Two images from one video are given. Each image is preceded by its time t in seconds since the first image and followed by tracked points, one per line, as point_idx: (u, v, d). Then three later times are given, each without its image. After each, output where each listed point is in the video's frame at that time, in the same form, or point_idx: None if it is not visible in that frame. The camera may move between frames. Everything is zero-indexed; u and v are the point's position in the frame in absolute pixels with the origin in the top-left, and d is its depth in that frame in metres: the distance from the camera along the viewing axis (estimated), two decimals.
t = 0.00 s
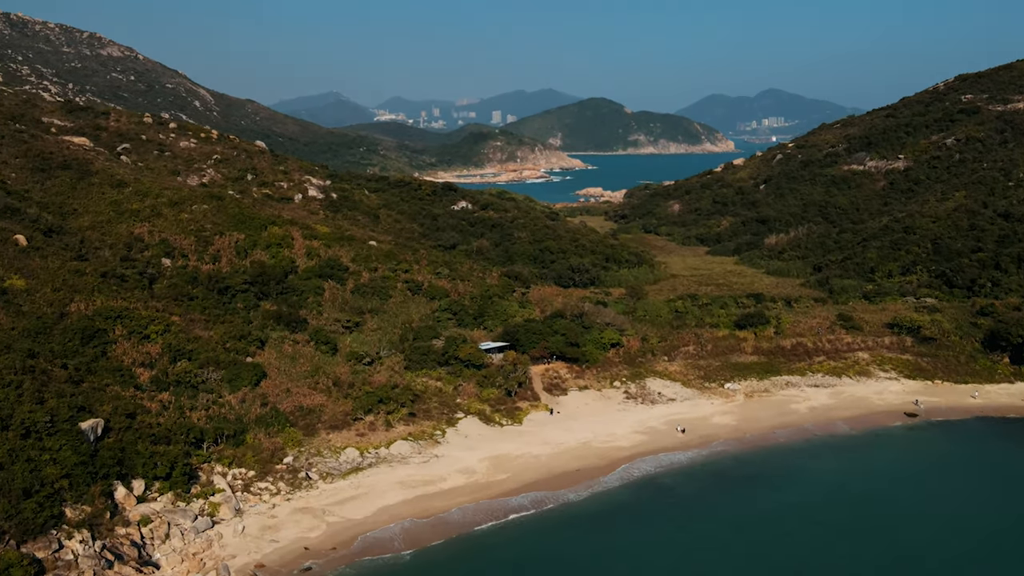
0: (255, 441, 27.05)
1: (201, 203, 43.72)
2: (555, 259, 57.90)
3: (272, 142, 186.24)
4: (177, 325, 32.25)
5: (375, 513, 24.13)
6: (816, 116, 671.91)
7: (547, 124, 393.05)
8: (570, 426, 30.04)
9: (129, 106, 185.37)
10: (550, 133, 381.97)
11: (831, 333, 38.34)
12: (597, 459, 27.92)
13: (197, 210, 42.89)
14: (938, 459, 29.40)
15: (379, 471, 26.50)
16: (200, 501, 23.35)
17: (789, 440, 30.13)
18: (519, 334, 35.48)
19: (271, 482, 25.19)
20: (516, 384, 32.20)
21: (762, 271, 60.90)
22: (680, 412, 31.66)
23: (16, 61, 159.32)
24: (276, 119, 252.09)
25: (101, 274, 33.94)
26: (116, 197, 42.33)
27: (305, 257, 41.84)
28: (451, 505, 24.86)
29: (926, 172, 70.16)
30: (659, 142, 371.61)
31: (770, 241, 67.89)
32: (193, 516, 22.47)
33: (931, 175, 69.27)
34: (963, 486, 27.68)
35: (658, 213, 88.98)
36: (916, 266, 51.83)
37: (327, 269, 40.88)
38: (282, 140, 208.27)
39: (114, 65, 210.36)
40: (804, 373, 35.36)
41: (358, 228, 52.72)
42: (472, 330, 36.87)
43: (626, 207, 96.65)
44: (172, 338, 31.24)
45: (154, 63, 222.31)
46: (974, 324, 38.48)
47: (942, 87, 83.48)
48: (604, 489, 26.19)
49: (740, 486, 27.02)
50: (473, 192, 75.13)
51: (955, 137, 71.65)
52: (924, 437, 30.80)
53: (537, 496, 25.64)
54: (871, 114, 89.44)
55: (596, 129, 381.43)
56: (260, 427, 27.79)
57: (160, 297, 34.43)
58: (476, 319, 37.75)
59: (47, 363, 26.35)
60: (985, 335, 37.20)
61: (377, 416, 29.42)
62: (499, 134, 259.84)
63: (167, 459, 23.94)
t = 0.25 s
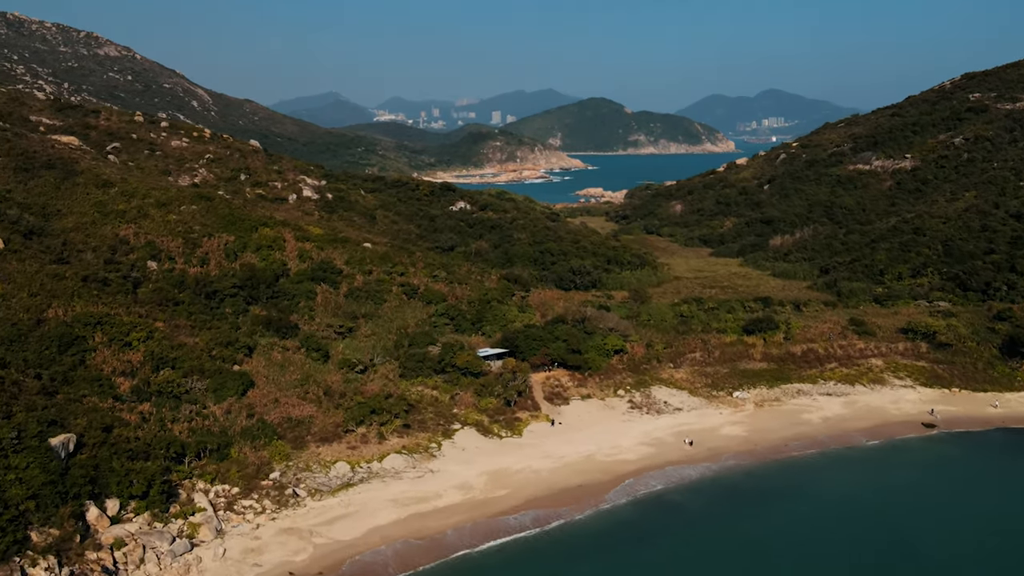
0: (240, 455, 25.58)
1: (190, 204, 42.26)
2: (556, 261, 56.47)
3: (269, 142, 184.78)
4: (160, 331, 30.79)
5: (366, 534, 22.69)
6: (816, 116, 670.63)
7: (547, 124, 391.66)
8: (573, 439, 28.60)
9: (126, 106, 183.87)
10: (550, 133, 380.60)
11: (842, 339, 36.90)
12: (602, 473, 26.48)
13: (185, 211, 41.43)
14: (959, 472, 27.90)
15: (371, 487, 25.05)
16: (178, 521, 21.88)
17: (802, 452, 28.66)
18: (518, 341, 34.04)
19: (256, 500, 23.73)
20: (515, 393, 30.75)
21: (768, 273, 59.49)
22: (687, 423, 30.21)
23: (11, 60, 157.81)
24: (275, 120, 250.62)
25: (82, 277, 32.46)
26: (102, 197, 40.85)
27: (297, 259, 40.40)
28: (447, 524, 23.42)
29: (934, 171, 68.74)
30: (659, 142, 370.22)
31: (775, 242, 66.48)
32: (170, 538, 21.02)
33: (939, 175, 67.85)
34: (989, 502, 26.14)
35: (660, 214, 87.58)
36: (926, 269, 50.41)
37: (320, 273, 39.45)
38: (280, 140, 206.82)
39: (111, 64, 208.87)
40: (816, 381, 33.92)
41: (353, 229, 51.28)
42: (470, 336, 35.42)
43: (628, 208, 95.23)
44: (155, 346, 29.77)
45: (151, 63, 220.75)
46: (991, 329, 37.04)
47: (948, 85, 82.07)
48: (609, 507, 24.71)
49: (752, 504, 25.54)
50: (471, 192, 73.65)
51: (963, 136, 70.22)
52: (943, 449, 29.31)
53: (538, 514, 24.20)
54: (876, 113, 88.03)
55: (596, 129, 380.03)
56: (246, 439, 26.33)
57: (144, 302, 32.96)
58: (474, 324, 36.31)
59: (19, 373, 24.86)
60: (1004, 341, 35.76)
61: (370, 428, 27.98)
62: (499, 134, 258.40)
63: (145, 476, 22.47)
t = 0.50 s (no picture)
0: (222, 474, 24.12)
1: (177, 206, 40.78)
2: (557, 264, 55.05)
3: (267, 142, 183.27)
4: (142, 341, 29.30)
5: (356, 560, 21.22)
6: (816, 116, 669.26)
7: (546, 124, 390.19)
8: (575, 454, 27.15)
9: (123, 106, 182.41)
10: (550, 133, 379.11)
11: (855, 347, 35.47)
12: (606, 492, 25.02)
13: (173, 213, 39.95)
14: (984, 489, 26.39)
15: (362, 508, 23.58)
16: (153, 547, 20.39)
17: (818, 469, 27.17)
18: (518, 349, 32.60)
19: (238, 523, 22.26)
20: (514, 405, 29.33)
21: (773, 276, 58.07)
22: (695, 437, 28.77)
23: (6, 60, 156.34)
24: (273, 120, 249.15)
25: (60, 284, 30.96)
26: (85, 199, 39.35)
27: (288, 263, 38.94)
28: (442, 549, 21.94)
29: (942, 172, 67.30)
30: (659, 143, 368.75)
31: (780, 245, 65.06)
32: (144, 567, 19.54)
33: (947, 175, 66.41)
34: (1017, 522, 24.64)
35: (662, 215, 86.15)
36: (938, 272, 48.96)
37: (312, 278, 37.99)
38: (279, 140, 205.36)
39: (108, 64, 207.37)
40: (828, 392, 32.48)
41: (348, 232, 49.88)
42: (467, 344, 33.98)
43: (629, 209, 93.87)
44: (136, 356, 28.27)
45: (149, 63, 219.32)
46: (1010, 337, 35.58)
47: (956, 84, 80.64)
48: (613, 529, 23.22)
49: (765, 525, 24.05)
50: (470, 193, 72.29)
51: (972, 135, 68.79)
52: (966, 465, 27.81)
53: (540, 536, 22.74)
54: (882, 113, 86.61)
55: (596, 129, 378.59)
56: (229, 457, 24.86)
57: (126, 309, 31.48)
58: (471, 332, 34.87)
59: None
60: None
61: (361, 443, 26.52)
62: (498, 134, 256.93)
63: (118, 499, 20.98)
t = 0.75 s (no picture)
0: (203, 494, 22.65)
1: (164, 209, 39.32)
2: (557, 268, 53.62)
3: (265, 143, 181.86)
4: (121, 351, 27.84)
5: None
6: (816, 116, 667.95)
7: (546, 124, 388.80)
8: (578, 472, 25.69)
9: (120, 107, 180.90)
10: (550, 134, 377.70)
11: (868, 356, 34.03)
12: (611, 513, 23.55)
13: (159, 216, 38.52)
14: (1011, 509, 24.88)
15: (351, 530, 22.12)
16: None
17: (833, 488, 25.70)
18: (516, 359, 31.18)
19: (218, 549, 20.79)
20: (513, 419, 27.88)
21: (779, 280, 56.67)
22: (703, 452, 27.32)
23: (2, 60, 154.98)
24: (272, 120, 247.81)
25: (36, 290, 29.49)
26: (68, 201, 37.89)
27: (279, 269, 37.50)
28: None
29: (951, 172, 65.86)
30: (659, 143, 367.32)
31: (785, 247, 63.66)
32: None
33: (956, 176, 64.99)
34: None
35: (664, 217, 84.75)
36: (949, 276, 47.51)
37: (303, 283, 36.55)
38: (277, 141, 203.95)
39: (105, 63, 205.96)
40: (842, 403, 31.02)
41: (342, 236, 48.44)
42: (464, 353, 32.54)
43: (630, 211, 92.46)
44: (114, 367, 26.81)
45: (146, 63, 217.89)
46: None
47: (963, 83, 79.22)
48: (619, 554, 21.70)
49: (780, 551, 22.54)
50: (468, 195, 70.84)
51: (981, 135, 67.37)
52: (990, 483, 26.32)
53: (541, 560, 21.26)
54: (888, 113, 85.22)
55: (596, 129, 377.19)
56: (211, 476, 23.40)
57: (106, 317, 30.02)
58: (469, 340, 33.44)
59: None
60: None
61: (351, 460, 25.06)
62: (498, 135, 255.48)
63: (87, 526, 19.49)
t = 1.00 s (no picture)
0: (180, 517, 21.19)
1: (150, 211, 37.87)
2: (558, 271, 52.21)
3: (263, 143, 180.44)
4: (99, 361, 26.40)
5: None
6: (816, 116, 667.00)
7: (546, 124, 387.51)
8: (580, 491, 24.23)
9: (116, 107, 179.38)
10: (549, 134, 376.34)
11: (883, 365, 32.60)
12: (616, 536, 22.06)
13: (145, 219, 37.07)
14: None
15: (338, 556, 20.61)
16: None
17: (850, 508, 24.15)
18: (515, 369, 29.76)
19: None
20: (512, 433, 26.45)
21: (785, 284, 55.24)
22: (713, 468, 25.87)
23: None
24: (270, 120, 246.41)
25: (11, 297, 28.02)
26: (50, 203, 36.45)
27: (269, 273, 36.08)
28: None
29: (959, 173, 64.45)
30: (659, 143, 365.97)
31: (790, 250, 62.26)
32: None
33: (965, 176, 63.58)
34: None
35: (666, 218, 83.37)
36: (962, 279, 46.08)
37: (294, 288, 35.13)
38: (274, 142, 202.52)
39: (102, 63, 204.54)
40: (856, 415, 29.58)
41: (336, 239, 47.03)
42: (460, 362, 31.11)
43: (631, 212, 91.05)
44: (90, 379, 25.38)
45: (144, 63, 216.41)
46: None
47: (970, 83, 77.83)
48: None
49: None
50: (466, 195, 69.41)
51: (990, 135, 65.96)
52: (1016, 502, 24.76)
53: None
54: (893, 113, 83.86)
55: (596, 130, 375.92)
56: (190, 497, 21.93)
57: (84, 325, 28.56)
58: (465, 348, 32.01)
59: None
60: None
61: (340, 479, 23.60)
62: (497, 135, 254.06)
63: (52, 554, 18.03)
